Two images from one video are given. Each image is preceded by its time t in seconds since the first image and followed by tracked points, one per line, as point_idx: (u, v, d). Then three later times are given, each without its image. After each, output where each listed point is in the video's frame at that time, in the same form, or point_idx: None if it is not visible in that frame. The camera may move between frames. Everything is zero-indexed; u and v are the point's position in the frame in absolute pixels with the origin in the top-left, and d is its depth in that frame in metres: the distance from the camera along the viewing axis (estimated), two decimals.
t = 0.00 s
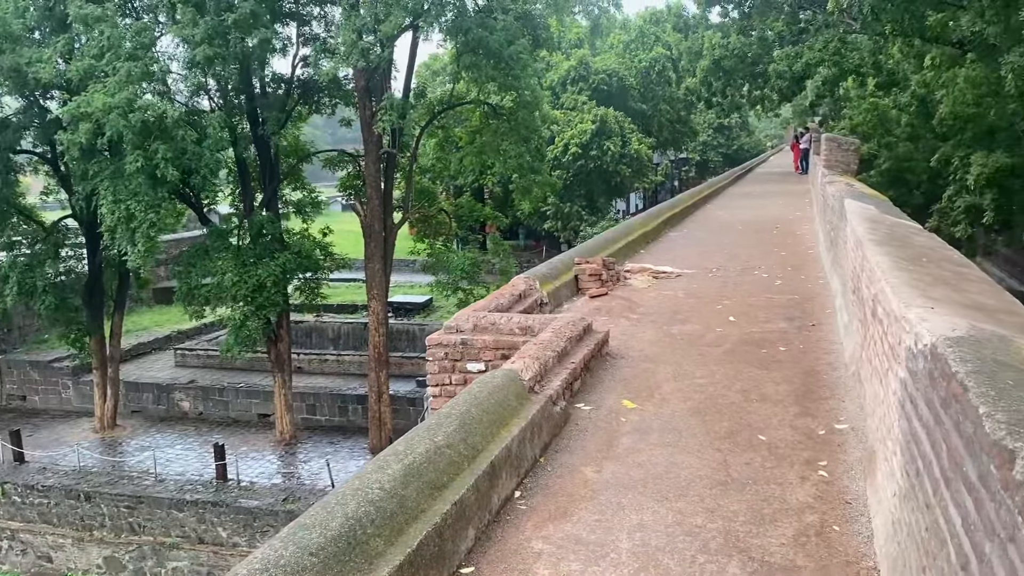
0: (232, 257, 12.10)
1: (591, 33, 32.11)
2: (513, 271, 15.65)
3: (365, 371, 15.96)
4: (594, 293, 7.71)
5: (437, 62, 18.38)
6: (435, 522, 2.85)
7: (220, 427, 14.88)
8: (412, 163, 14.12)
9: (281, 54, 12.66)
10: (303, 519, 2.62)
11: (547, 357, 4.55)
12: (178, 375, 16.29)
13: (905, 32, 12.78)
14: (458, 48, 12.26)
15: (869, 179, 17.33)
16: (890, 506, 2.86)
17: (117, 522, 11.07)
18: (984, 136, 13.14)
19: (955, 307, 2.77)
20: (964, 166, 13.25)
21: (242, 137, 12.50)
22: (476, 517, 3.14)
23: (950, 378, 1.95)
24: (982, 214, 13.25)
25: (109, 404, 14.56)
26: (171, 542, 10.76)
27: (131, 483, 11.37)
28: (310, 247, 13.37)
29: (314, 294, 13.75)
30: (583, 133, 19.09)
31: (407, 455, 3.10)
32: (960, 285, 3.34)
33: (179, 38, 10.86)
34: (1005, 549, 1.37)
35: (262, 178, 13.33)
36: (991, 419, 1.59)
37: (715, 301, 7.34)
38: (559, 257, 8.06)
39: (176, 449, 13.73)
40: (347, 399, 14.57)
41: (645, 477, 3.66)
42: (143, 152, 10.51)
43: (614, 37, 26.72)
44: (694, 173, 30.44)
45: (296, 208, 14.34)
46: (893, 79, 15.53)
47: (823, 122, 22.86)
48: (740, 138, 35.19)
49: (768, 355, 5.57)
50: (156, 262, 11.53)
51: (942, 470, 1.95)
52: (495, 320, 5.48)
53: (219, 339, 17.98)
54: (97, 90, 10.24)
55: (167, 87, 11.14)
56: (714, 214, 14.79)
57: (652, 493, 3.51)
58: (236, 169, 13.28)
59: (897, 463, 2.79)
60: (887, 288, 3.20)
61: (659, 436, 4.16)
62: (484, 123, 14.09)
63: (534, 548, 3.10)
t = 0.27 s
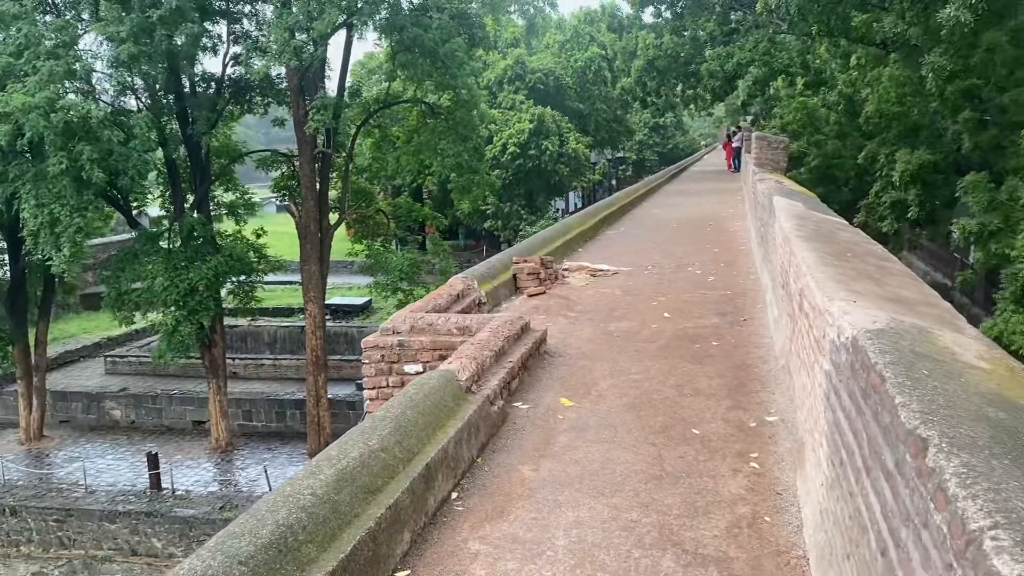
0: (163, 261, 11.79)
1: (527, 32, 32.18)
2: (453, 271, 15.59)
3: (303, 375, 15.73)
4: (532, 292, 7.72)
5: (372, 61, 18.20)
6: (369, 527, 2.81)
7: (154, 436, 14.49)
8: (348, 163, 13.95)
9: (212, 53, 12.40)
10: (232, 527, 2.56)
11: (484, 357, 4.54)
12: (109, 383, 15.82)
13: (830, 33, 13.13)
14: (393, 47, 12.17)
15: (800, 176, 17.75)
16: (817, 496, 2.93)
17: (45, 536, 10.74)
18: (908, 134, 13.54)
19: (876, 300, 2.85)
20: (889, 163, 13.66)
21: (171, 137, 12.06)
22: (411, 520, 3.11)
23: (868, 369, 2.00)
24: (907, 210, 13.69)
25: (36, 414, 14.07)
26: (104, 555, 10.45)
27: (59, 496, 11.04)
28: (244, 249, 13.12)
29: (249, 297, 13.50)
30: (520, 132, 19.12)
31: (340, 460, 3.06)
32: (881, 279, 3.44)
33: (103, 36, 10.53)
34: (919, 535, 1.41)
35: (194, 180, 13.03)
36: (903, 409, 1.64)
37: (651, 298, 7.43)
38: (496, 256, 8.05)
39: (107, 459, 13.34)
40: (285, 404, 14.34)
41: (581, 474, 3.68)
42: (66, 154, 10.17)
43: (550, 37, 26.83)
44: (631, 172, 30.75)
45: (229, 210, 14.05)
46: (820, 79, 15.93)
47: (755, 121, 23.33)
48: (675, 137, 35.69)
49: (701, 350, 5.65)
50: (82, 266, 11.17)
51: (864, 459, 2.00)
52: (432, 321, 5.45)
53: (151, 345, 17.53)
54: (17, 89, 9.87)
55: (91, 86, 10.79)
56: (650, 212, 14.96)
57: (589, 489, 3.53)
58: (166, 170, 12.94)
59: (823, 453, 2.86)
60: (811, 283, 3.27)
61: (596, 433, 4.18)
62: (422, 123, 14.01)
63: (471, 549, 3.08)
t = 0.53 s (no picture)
0: (91, 264, 11.45)
1: (464, 30, 32.10)
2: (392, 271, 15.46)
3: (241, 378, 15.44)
4: (471, 290, 7.70)
5: (307, 58, 17.94)
6: (303, 530, 2.77)
7: (85, 445, 14.07)
8: (283, 162, 13.73)
9: (139, 50, 12.09)
10: (160, 535, 2.50)
11: (421, 356, 4.52)
12: (36, 392, 15.31)
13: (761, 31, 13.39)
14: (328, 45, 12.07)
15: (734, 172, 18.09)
16: (747, 485, 2.99)
17: None
18: (836, 130, 13.87)
19: (801, 292, 2.92)
20: (819, 158, 14.01)
21: (98, 137, 11.59)
22: (347, 521, 3.08)
23: (790, 359, 2.05)
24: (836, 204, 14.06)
25: None
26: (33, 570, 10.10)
27: None
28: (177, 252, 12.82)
29: (182, 300, 13.19)
30: (459, 130, 19.06)
31: (273, 463, 3.01)
32: (808, 271, 3.53)
33: (23, 33, 10.16)
34: (837, 518, 1.44)
35: (123, 181, 12.68)
36: (822, 395, 1.68)
37: (589, 294, 7.48)
38: (434, 255, 8.02)
39: (36, 470, 12.91)
40: (222, 408, 14.05)
41: (519, 470, 3.69)
42: None
43: (487, 34, 26.81)
44: (571, 170, 30.92)
45: (160, 211, 13.71)
46: (751, 76, 16.25)
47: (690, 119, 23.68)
48: (612, 134, 36.02)
49: (638, 344, 5.72)
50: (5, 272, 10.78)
51: (788, 446, 2.04)
52: (369, 321, 5.40)
53: (81, 352, 17.01)
54: None
55: (11, 85, 10.40)
56: (588, 209, 15.07)
57: (526, 485, 3.54)
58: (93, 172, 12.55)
59: (753, 439, 2.92)
60: (740, 276, 3.34)
61: (534, 429, 4.19)
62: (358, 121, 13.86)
63: (407, 549, 3.06)
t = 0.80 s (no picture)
0: (16, 268, 11.05)
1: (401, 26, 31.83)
2: (331, 269, 15.28)
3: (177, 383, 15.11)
4: (410, 288, 7.66)
5: (239, 54, 17.58)
6: (239, 534, 2.73)
7: (13, 455, 13.60)
8: (216, 160, 13.44)
9: (63, 47, 11.69)
10: (89, 544, 2.43)
11: (360, 355, 4.48)
12: None
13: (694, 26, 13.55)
14: (260, 40, 11.86)
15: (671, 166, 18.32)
16: (684, 474, 3.04)
17: None
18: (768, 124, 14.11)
19: (732, 283, 2.98)
20: (753, 152, 14.27)
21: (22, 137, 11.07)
22: (285, 523, 3.04)
23: (720, 347, 2.09)
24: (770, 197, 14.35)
25: None
26: None
27: None
28: (107, 254, 12.46)
29: (114, 304, 12.84)
30: (396, 126, 18.90)
31: (207, 467, 2.95)
32: (739, 262, 3.60)
33: None
34: (763, 501, 1.48)
35: (48, 182, 12.27)
36: (749, 382, 1.72)
37: (529, 289, 7.50)
38: (373, 253, 7.95)
39: None
40: (158, 413, 13.73)
41: (460, 466, 3.68)
42: None
43: (424, 30, 26.64)
44: (510, 165, 30.93)
45: (89, 213, 13.30)
46: (686, 72, 16.47)
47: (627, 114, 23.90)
48: (551, 129, 36.13)
49: (577, 338, 5.76)
50: None
51: (720, 434, 2.08)
52: (306, 321, 5.33)
53: (7, 359, 16.42)
54: None
55: None
56: (528, 204, 15.10)
57: (467, 480, 3.53)
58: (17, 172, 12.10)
59: (688, 428, 2.97)
60: (674, 268, 3.39)
61: (475, 425, 4.19)
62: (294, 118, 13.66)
63: (347, 549, 3.04)
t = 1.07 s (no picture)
0: None
1: (336, 20, 31.40)
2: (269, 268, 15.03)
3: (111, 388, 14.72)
4: (349, 285, 7.59)
5: (169, 50, 17.15)
6: (177, 539, 2.67)
7: None
8: (147, 158, 13.10)
9: None
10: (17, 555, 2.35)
11: (298, 354, 4.42)
12: None
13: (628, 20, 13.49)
14: (190, 35, 11.62)
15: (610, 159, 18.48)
16: (624, 463, 3.08)
17: None
18: (703, 117, 14.31)
19: (667, 274, 3.03)
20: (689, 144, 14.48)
21: None
22: (224, 527, 2.99)
23: (655, 336, 2.12)
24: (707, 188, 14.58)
25: None
26: None
27: None
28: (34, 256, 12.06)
29: (42, 307, 12.44)
30: (333, 121, 18.65)
31: (141, 472, 2.89)
32: (674, 253, 3.65)
33: None
34: (698, 486, 1.50)
35: None
36: (683, 371, 1.75)
37: (470, 283, 7.50)
38: (311, 250, 7.86)
39: None
40: (92, 419, 13.35)
41: (402, 463, 3.67)
42: None
43: (360, 24, 26.34)
44: (450, 160, 30.78)
45: (13, 214, 12.85)
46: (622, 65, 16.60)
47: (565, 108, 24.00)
48: (490, 122, 36.08)
49: (519, 331, 5.78)
50: None
51: (657, 423, 2.11)
52: (243, 320, 5.24)
53: None
54: None
55: None
56: (467, 199, 15.06)
57: (409, 477, 3.52)
58: None
59: (626, 418, 3.02)
60: (610, 260, 3.43)
61: (417, 421, 4.18)
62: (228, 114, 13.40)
63: (288, 550, 3.00)
